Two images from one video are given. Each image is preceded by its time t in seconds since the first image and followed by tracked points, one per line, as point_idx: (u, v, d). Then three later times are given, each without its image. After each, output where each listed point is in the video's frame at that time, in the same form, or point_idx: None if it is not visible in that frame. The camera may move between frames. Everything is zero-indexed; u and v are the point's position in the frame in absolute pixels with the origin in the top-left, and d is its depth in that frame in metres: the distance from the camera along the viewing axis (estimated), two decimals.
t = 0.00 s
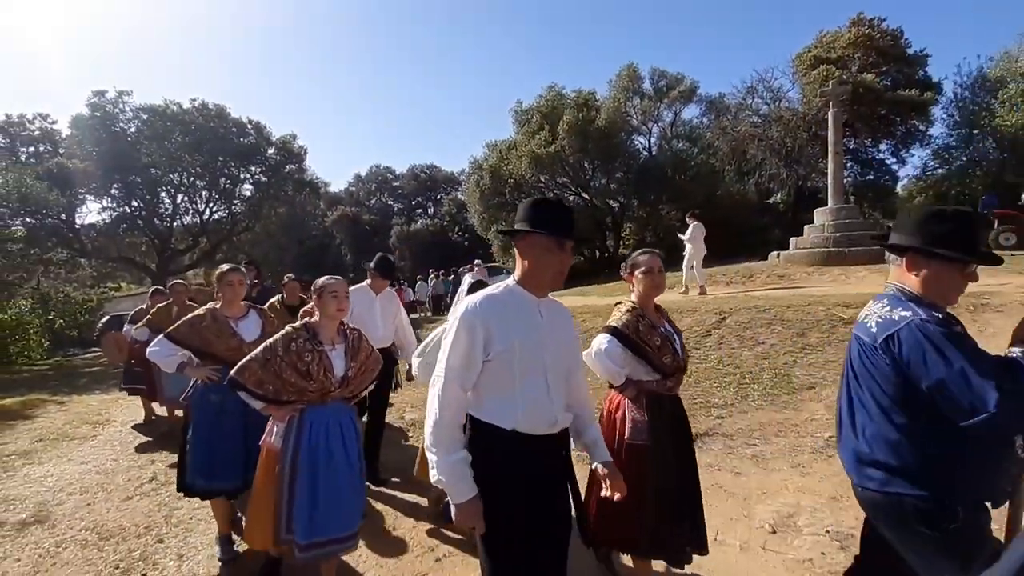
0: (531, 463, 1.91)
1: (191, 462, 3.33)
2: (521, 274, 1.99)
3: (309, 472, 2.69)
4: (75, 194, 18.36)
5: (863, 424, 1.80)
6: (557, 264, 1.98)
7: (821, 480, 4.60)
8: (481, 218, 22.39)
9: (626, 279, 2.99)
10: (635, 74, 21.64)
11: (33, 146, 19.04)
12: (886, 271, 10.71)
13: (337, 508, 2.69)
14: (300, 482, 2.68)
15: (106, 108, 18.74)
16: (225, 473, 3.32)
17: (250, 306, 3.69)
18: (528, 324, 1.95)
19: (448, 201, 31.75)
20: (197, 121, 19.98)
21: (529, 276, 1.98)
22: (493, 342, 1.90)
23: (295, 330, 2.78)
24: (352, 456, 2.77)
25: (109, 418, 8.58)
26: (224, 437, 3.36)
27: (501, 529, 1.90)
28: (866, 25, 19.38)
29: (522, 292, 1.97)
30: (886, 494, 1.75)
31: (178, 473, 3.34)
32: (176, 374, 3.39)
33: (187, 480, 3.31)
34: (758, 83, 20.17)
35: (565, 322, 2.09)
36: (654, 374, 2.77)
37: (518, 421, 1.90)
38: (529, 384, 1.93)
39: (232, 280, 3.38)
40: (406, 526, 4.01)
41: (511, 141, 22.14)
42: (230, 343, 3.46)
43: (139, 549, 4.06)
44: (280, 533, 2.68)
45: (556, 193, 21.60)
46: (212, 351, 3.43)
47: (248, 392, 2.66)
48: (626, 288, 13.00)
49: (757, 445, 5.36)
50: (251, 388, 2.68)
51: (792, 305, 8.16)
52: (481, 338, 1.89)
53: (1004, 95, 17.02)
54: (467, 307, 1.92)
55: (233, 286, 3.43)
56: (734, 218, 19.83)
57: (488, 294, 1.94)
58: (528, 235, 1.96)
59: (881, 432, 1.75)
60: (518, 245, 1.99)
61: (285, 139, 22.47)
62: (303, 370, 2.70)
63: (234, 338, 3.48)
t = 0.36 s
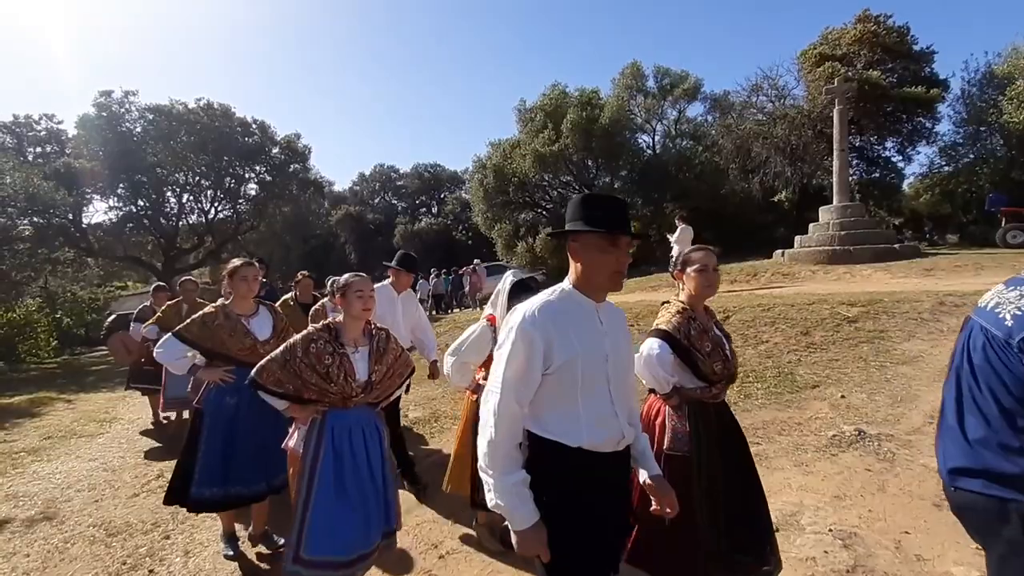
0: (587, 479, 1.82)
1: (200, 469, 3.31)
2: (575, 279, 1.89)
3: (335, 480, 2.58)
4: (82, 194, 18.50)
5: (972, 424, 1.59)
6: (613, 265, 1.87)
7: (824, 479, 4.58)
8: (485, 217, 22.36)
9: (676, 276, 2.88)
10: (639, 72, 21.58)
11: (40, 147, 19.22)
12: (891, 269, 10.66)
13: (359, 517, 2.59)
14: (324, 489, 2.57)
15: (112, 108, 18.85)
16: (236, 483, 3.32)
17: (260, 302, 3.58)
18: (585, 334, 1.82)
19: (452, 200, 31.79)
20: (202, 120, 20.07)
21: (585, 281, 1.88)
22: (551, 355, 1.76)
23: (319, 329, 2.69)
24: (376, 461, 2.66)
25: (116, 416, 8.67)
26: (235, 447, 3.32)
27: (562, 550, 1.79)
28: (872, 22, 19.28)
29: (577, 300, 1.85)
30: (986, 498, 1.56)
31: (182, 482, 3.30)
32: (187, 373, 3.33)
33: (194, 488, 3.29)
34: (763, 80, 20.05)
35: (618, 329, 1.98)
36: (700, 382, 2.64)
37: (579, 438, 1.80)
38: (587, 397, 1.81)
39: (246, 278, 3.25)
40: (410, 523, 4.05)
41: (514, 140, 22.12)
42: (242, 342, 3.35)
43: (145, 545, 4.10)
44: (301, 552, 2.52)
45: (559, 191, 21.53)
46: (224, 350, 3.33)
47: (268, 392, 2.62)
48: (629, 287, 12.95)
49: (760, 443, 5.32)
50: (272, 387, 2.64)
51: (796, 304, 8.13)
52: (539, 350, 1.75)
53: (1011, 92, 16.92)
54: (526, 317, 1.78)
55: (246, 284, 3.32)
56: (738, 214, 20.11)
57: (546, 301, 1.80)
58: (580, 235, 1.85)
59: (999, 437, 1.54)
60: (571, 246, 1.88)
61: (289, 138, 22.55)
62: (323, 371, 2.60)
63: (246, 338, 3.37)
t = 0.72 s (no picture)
0: (702, 530, 1.53)
1: (225, 477, 3.28)
2: (667, 284, 1.62)
3: (375, 498, 2.47)
4: (87, 193, 18.61)
5: None
6: (714, 265, 1.58)
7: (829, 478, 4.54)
8: (488, 216, 22.34)
9: (753, 274, 2.64)
10: (643, 70, 21.53)
11: (45, 146, 19.32)
12: (896, 267, 10.60)
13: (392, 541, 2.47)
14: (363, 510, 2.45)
15: (117, 108, 18.94)
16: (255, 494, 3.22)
17: (284, 306, 3.48)
18: (687, 354, 1.55)
19: (455, 198, 31.81)
20: (206, 119, 20.14)
21: (677, 287, 1.61)
22: (654, 384, 1.49)
23: (352, 334, 2.54)
24: (414, 478, 2.55)
25: (121, 414, 8.72)
26: (254, 457, 3.22)
27: None
28: (877, 19, 19.17)
29: (674, 311, 1.57)
30: None
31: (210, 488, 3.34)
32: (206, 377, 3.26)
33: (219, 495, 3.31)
34: (767, 78, 19.93)
35: (714, 341, 1.72)
36: (782, 388, 2.37)
37: (694, 480, 1.52)
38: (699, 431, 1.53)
39: (272, 280, 3.17)
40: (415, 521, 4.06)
41: (518, 138, 22.08)
42: (262, 346, 3.23)
43: (151, 542, 4.13)
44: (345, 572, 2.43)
45: (563, 190, 21.48)
46: (244, 355, 3.22)
47: (298, 404, 2.48)
48: (633, 285, 12.90)
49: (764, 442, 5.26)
50: (303, 399, 2.49)
51: (801, 302, 8.10)
52: (641, 379, 1.48)
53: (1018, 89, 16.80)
54: (620, 337, 1.51)
55: (271, 284, 3.24)
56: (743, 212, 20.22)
57: (639, 316, 1.54)
58: (672, 233, 1.58)
59: None
60: (656, 246, 1.62)
61: (292, 137, 22.59)
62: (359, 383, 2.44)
63: (266, 342, 3.24)
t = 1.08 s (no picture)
0: (822, 560, 1.34)
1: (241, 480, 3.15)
2: (791, 273, 1.41)
3: (428, 503, 2.33)
4: (90, 192, 18.67)
5: None
6: (851, 256, 1.38)
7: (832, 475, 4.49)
8: (490, 214, 22.27)
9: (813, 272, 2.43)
10: (645, 68, 21.47)
11: (49, 145, 19.37)
12: (900, 265, 10.55)
13: (448, 567, 2.28)
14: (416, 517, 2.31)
15: (120, 106, 18.98)
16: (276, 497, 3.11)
17: (311, 296, 3.41)
18: (818, 357, 1.34)
19: (457, 197, 31.78)
20: (209, 118, 20.15)
21: (801, 278, 1.40)
22: (779, 392, 1.30)
23: (400, 328, 2.38)
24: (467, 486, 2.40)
25: (124, 411, 8.73)
26: (274, 457, 3.11)
27: None
28: (881, 16, 19.08)
29: (802, 306, 1.37)
30: None
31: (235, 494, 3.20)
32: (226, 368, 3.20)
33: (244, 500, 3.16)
34: (770, 75, 19.85)
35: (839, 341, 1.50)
36: (856, 381, 2.01)
37: (819, 504, 1.31)
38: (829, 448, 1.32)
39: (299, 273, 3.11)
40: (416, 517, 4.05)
41: (520, 137, 22.04)
42: (284, 337, 3.17)
43: (153, 537, 4.13)
44: None
45: (565, 188, 21.42)
46: (264, 346, 3.16)
47: (345, 414, 2.33)
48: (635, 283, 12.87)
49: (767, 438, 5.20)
50: (351, 409, 2.34)
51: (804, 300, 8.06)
52: (764, 384, 1.29)
53: None
54: (737, 333, 1.31)
55: (302, 275, 3.20)
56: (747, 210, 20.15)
57: (760, 309, 1.33)
58: (801, 215, 1.38)
59: None
60: (784, 223, 1.41)
61: (295, 135, 22.59)
62: (412, 382, 2.32)
63: (290, 334, 3.19)
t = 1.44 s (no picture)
0: None
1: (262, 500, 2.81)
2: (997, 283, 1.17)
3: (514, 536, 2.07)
4: (91, 190, 18.68)
5: None
6: None
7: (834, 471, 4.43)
8: (490, 212, 22.23)
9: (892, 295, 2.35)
10: (646, 66, 21.43)
11: (51, 144, 19.38)
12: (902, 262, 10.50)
13: None
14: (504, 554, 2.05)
15: (120, 105, 18.98)
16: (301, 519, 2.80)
17: (331, 299, 3.09)
18: None
19: (458, 195, 31.74)
20: (210, 116, 20.13)
21: (1010, 289, 1.17)
22: (1001, 433, 1.07)
23: (478, 328, 2.10)
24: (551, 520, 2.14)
25: (126, 409, 8.74)
26: (302, 475, 2.81)
27: None
28: (883, 13, 19.02)
29: (1010, 327, 1.15)
30: None
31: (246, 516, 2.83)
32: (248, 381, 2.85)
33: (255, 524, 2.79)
34: (771, 73, 19.79)
35: None
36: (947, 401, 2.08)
37: None
38: None
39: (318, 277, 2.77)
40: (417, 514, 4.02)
41: (520, 135, 22.01)
42: (310, 346, 2.84)
43: (154, 534, 4.12)
44: None
45: (565, 186, 21.39)
46: (289, 355, 2.82)
47: (419, 424, 2.03)
48: (636, 282, 12.83)
49: (768, 435, 5.16)
50: (426, 418, 2.04)
51: (806, 297, 8.04)
52: (983, 424, 1.06)
53: None
54: (943, 358, 1.09)
55: (323, 279, 2.83)
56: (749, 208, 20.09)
57: (967, 328, 1.11)
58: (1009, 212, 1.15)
59: None
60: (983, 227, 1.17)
61: (296, 134, 22.58)
62: (492, 388, 2.04)
63: (316, 342, 2.85)
